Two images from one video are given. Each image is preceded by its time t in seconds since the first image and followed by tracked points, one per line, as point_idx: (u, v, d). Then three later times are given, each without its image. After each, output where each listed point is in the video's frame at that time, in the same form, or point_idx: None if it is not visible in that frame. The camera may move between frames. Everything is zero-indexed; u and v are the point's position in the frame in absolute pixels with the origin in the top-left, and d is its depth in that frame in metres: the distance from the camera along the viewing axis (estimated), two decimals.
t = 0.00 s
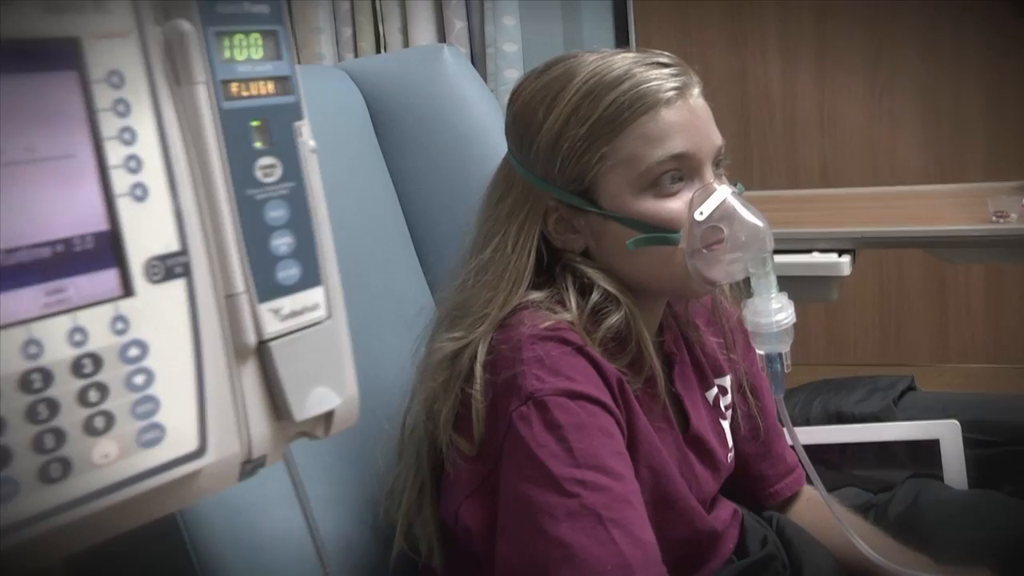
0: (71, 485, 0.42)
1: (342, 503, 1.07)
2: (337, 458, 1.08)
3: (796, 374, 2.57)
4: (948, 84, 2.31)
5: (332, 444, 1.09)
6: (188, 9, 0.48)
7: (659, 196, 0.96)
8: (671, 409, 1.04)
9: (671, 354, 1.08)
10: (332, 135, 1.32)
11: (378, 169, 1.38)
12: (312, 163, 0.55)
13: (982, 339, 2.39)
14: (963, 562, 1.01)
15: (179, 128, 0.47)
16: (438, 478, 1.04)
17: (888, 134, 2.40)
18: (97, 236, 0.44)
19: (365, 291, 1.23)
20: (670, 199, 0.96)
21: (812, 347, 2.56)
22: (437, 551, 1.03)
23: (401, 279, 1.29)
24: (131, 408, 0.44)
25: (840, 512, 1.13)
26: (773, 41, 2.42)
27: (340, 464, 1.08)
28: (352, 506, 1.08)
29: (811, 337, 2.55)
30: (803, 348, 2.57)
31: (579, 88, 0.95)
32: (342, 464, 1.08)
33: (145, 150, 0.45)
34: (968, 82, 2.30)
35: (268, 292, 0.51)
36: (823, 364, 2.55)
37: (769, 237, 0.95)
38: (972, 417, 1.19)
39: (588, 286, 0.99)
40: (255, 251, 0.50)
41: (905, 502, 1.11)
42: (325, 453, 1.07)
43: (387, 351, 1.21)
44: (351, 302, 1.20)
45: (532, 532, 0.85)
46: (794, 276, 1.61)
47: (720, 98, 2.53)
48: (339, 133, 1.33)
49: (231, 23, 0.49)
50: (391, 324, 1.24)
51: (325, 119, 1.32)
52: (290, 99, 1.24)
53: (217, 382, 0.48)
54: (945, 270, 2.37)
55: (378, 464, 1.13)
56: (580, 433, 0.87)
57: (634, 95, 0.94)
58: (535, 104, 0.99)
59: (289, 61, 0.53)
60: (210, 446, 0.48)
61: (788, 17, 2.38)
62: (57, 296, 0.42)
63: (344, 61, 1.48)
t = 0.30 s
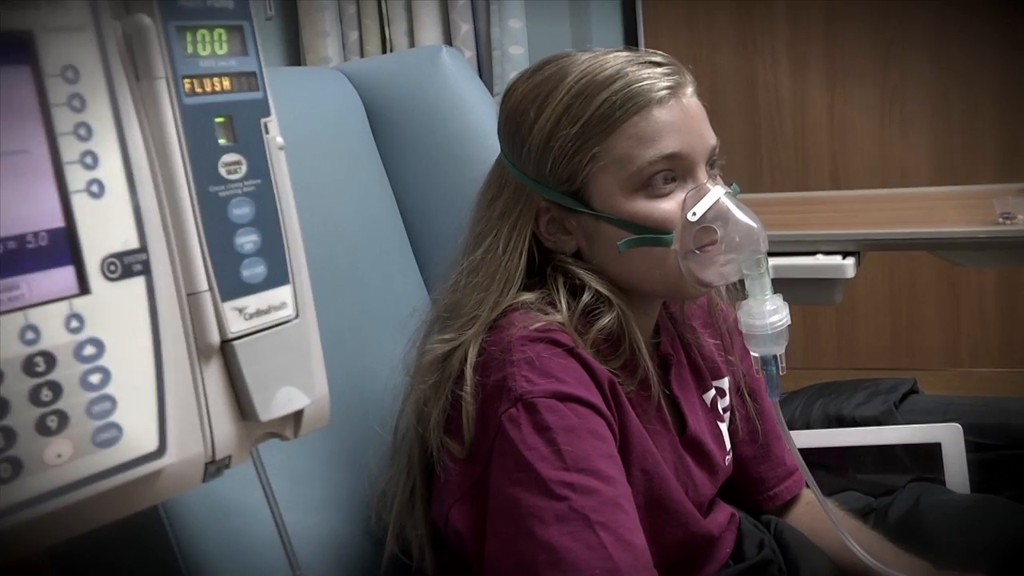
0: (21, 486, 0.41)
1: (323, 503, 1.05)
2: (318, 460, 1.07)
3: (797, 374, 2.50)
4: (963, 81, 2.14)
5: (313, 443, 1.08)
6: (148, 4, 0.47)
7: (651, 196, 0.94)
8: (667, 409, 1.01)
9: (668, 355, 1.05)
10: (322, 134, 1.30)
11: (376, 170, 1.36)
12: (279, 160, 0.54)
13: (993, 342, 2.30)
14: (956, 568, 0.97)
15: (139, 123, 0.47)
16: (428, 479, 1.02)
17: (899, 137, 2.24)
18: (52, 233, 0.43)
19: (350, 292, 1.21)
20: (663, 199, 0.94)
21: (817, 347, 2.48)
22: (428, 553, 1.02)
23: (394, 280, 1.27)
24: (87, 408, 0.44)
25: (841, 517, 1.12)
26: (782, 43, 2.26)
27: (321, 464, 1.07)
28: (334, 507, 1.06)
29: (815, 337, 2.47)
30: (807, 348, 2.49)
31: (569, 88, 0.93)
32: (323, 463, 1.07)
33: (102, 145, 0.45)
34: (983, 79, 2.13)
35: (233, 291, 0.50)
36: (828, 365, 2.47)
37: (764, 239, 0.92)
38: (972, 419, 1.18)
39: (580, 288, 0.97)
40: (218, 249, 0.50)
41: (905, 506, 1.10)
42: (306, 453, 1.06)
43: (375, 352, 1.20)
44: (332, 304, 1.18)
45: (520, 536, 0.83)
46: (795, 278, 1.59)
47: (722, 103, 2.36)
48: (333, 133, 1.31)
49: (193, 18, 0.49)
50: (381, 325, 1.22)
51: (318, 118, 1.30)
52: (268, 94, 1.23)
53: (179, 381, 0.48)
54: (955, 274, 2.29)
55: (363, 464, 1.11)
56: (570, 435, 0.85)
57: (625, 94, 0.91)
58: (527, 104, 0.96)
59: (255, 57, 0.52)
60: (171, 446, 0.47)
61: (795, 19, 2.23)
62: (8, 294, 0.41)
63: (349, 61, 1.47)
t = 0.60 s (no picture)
0: None
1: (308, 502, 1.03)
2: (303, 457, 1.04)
3: (802, 378, 2.36)
4: (977, 81, 2.04)
5: (296, 444, 1.05)
6: None
7: (649, 194, 0.90)
8: (669, 409, 0.99)
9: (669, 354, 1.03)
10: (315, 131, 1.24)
11: (376, 169, 1.30)
12: (256, 148, 0.53)
13: (1008, 350, 2.17)
14: None
15: (108, 109, 0.46)
16: (423, 480, 1.01)
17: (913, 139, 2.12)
18: (15, 220, 0.43)
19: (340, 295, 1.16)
20: (661, 197, 0.90)
21: (823, 350, 2.33)
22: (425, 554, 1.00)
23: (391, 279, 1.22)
24: (51, 398, 0.43)
25: (842, 521, 1.10)
26: (796, 45, 2.13)
27: (305, 463, 1.04)
28: (318, 507, 1.03)
29: (822, 340, 2.33)
30: (812, 351, 2.34)
31: (567, 83, 0.89)
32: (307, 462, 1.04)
33: (68, 130, 0.44)
34: (997, 78, 2.03)
35: (205, 282, 0.49)
36: (834, 369, 2.33)
37: (763, 238, 0.91)
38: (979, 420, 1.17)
39: (576, 285, 0.94)
40: (190, 239, 0.49)
41: (909, 510, 1.08)
42: (288, 453, 1.03)
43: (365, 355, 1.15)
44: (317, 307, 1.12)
45: (513, 537, 0.81)
46: (803, 280, 1.56)
47: (732, 107, 2.23)
48: (329, 131, 1.26)
49: (166, 4, 0.48)
50: (376, 324, 1.18)
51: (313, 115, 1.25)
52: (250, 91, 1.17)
53: (148, 372, 0.47)
54: (972, 277, 2.15)
55: (350, 461, 1.09)
56: (564, 435, 0.83)
57: (623, 90, 0.88)
58: (524, 100, 0.93)
59: (232, 43, 0.51)
60: (139, 439, 0.46)
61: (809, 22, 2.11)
62: None
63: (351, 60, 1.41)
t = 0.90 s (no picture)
0: None
1: (293, 505, 1.00)
2: (287, 458, 1.01)
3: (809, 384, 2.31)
4: (985, 86, 2.02)
5: (283, 447, 1.01)
6: None
7: (645, 194, 0.87)
8: (666, 412, 0.97)
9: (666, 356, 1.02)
10: (304, 130, 1.18)
11: (375, 171, 1.26)
12: (232, 140, 0.51)
13: (1015, 356, 2.14)
14: None
15: (74, 98, 0.45)
16: (416, 482, 0.99)
17: (922, 142, 2.09)
18: None
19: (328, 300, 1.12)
20: (657, 197, 0.87)
21: (830, 356, 2.29)
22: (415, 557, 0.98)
23: (387, 278, 1.19)
24: (12, 392, 0.42)
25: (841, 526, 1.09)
26: (804, 47, 2.11)
27: (291, 465, 1.01)
28: (303, 511, 1.01)
29: (829, 345, 2.29)
30: (819, 356, 2.30)
31: (561, 82, 0.86)
32: (292, 464, 1.02)
33: (31, 118, 0.43)
34: (1004, 83, 2.00)
35: (176, 276, 0.48)
36: (840, 375, 2.29)
37: (760, 238, 0.89)
38: (980, 425, 1.17)
39: (570, 286, 0.92)
40: (160, 231, 0.47)
41: (909, 514, 1.07)
42: (276, 454, 1.00)
43: (355, 359, 1.11)
44: (304, 313, 1.08)
45: (503, 542, 0.79)
46: (807, 283, 1.54)
47: (741, 110, 2.21)
48: (321, 131, 1.21)
49: None
50: (371, 324, 1.15)
51: (306, 115, 1.20)
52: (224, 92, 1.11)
53: (113, 369, 0.46)
54: (979, 283, 2.13)
55: (336, 464, 1.06)
56: (557, 438, 0.81)
57: (619, 89, 0.85)
58: (518, 99, 0.90)
59: (208, 31, 0.50)
60: (105, 437, 0.45)
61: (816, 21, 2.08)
62: None
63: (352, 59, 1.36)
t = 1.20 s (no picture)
0: None
1: (272, 514, 0.98)
2: (266, 464, 0.99)
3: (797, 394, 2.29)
4: (972, 94, 2.01)
5: (261, 453, 0.99)
6: None
7: (625, 198, 0.86)
8: (647, 421, 0.96)
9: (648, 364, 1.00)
10: (281, 132, 1.16)
11: (355, 175, 1.24)
12: (190, 137, 0.50)
13: (1001, 365, 2.13)
14: None
15: (22, 91, 0.43)
16: (392, 492, 0.98)
17: (908, 148, 2.09)
18: None
19: (305, 305, 1.09)
20: (636, 201, 0.86)
21: (819, 364, 2.27)
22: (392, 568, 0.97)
23: (366, 284, 1.17)
24: None
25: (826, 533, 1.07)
26: (791, 54, 2.10)
27: (269, 472, 0.99)
28: (282, 519, 0.98)
29: (817, 354, 2.27)
30: (806, 365, 2.28)
31: (541, 83, 0.85)
32: (271, 471, 0.99)
33: None
34: (991, 91, 2.00)
35: (131, 278, 0.46)
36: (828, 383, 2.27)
37: (742, 243, 0.87)
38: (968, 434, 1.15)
39: (550, 292, 0.90)
40: (114, 230, 0.46)
41: (896, 525, 1.07)
42: (254, 460, 0.98)
43: (332, 366, 1.09)
44: (279, 320, 1.06)
45: (481, 553, 0.77)
46: (792, 291, 1.53)
47: (728, 117, 2.20)
48: (299, 134, 1.18)
49: None
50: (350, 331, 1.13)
51: (285, 118, 1.18)
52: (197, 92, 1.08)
53: (62, 374, 0.44)
54: (966, 292, 2.13)
55: (316, 471, 1.04)
56: (535, 447, 0.79)
57: (599, 91, 0.83)
58: (498, 100, 0.89)
59: (166, 26, 0.49)
60: (53, 444, 0.44)
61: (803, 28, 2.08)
62: None
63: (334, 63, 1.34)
